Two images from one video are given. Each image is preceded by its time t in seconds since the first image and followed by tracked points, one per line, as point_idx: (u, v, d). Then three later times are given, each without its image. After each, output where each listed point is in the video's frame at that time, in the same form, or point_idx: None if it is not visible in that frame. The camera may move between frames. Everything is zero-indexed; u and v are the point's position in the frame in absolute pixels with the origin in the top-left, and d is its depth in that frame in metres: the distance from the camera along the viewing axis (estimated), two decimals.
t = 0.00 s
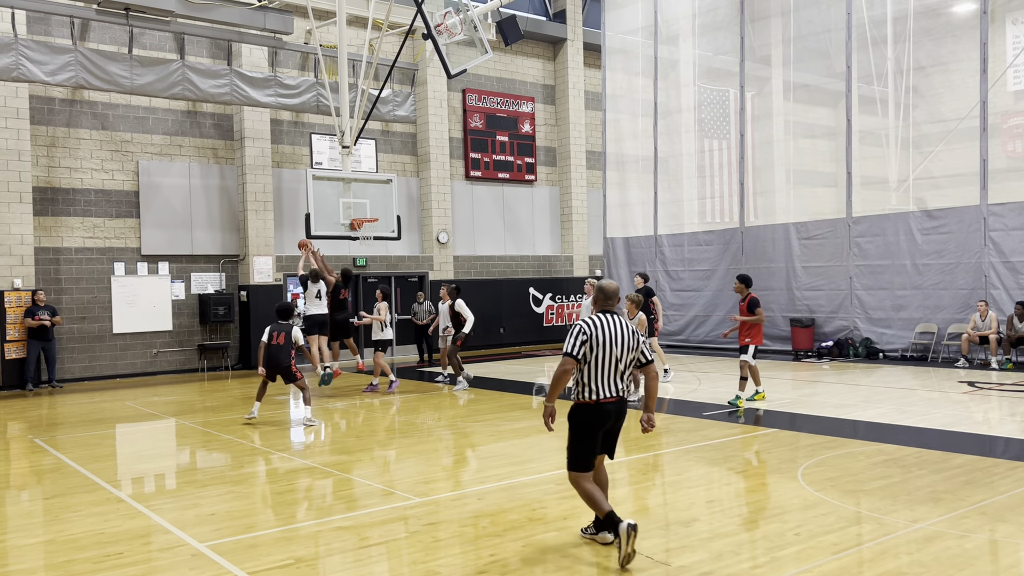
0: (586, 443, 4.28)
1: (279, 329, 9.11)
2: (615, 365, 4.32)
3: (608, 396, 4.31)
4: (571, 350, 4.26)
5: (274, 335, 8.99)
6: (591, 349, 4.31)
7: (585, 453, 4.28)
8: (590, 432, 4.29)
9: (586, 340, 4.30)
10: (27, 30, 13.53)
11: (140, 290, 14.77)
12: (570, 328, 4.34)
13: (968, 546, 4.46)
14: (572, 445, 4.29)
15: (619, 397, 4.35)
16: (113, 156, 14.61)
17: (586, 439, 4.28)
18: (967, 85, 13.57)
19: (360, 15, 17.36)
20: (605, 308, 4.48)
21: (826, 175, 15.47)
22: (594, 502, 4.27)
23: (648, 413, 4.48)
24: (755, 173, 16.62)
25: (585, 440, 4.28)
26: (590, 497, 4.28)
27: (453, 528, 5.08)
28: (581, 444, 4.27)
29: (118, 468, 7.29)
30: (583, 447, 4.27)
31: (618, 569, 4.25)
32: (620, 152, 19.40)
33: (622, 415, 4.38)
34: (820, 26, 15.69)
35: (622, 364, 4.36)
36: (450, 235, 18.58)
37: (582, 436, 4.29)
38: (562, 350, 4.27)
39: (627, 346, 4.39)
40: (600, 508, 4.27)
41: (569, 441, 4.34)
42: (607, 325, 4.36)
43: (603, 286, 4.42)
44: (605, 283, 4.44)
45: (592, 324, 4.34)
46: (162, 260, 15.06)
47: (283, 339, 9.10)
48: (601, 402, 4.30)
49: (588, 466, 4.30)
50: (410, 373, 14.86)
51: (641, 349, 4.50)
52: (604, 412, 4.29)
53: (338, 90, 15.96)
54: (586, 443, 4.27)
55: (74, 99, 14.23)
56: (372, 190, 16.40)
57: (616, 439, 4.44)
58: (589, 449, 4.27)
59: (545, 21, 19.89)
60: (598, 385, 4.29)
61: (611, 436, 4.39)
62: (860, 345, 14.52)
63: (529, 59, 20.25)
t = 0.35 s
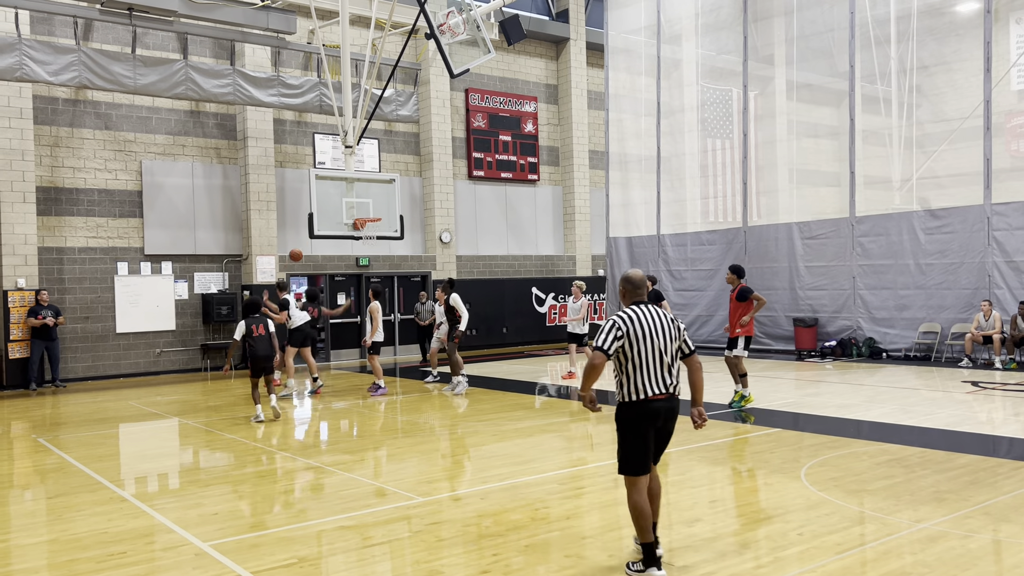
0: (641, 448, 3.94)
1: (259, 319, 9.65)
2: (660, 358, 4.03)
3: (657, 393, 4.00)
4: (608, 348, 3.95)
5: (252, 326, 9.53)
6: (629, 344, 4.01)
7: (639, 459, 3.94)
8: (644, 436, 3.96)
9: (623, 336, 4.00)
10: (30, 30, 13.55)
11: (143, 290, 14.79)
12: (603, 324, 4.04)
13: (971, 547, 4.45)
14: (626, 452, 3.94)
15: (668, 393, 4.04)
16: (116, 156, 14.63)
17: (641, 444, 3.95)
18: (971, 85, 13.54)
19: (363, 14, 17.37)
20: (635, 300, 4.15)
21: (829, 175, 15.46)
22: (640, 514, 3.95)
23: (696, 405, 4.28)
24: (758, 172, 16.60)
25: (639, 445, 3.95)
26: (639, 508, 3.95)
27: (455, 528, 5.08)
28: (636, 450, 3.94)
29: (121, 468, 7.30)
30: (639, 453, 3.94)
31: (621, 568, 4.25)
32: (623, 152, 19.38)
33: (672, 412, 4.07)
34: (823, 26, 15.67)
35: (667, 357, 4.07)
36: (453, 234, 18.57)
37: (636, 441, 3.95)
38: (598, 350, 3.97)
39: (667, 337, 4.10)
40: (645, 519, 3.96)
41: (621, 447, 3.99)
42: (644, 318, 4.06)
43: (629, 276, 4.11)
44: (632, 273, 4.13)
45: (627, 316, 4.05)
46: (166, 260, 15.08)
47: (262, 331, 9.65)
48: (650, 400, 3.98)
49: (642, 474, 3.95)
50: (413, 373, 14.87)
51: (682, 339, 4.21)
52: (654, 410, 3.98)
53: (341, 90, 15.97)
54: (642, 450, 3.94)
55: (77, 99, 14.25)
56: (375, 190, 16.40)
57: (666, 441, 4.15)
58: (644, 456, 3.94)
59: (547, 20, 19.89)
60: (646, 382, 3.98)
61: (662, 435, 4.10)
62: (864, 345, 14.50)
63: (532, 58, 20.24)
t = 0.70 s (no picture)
0: (683, 456, 3.81)
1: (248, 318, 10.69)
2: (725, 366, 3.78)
3: (718, 403, 3.74)
4: (678, 353, 3.70)
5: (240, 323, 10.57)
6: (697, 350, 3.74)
7: (680, 468, 3.83)
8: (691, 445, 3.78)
9: (693, 339, 3.73)
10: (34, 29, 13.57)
11: (146, 289, 14.81)
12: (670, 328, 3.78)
13: (975, 546, 4.44)
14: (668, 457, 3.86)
15: (729, 402, 3.77)
16: (120, 154, 14.65)
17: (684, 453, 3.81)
18: (975, 83, 13.51)
19: (366, 13, 17.38)
20: (693, 305, 4.01)
21: (833, 174, 15.43)
22: (667, 520, 3.89)
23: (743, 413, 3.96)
24: (762, 171, 16.58)
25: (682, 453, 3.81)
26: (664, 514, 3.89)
27: (459, 527, 5.08)
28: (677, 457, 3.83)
29: (124, 466, 7.31)
30: (681, 462, 3.82)
31: (624, 567, 4.24)
32: (626, 151, 19.36)
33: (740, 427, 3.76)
34: (826, 24, 15.64)
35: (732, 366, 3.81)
36: (456, 233, 18.58)
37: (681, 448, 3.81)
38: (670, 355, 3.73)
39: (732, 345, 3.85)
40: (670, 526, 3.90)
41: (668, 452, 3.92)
42: (711, 322, 3.82)
43: (687, 281, 4.01)
44: (689, 277, 4.03)
45: (694, 320, 3.80)
46: (168, 259, 15.09)
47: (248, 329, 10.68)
48: (710, 410, 3.74)
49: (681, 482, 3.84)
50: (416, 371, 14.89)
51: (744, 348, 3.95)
52: (713, 422, 3.72)
53: (344, 89, 15.98)
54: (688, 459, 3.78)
55: (81, 98, 14.26)
56: (378, 188, 16.41)
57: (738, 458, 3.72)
58: (690, 465, 3.81)
59: (551, 19, 19.89)
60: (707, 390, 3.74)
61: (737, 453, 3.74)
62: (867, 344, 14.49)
63: (535, 57, 20.22)
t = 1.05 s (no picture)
0: (757, 463, 3.34)
1: (245, 312, 11.01)
2: (788, 365, 3.43)
3: (783, 403, 3.38)
4: (736, 349, 3.33)
5: (234, 316, 10.93)
6: (759, 346, 3.38)
7: (753, 477, 3.34)
8: (763, 450, 3.35)
9: (754, 334, 3.37)
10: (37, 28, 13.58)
11: (150, 287, 14.84)
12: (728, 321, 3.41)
13: (978, 545, 4.43)
14: (738, 466, 3.36)
15: (794, 403, 3.42)
16: (123, 153, 14.67)
17: (758, 459, 3.34)
18: (978, 81, 13.47)
19: (369, 12, 17.37)
20: (759, 297, 3.54)
21: (836, 172, 15.41)
22: (757, 540, 3.32)
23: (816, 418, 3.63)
24: (765, 170, 16.56)
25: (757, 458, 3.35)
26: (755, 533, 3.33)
27: (461, 525, 5.08)
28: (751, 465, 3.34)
29: (127, 464, 7.32)
30: (756, 469, 3.34)
31: (626, 565, 4.25)
32: (629, 149, 19.36)
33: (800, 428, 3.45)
34: (829, 22, 15.60)
35: (795, 364, 3.46)
36: (458, 231, 18.58)
37: (752, 453, 3.35)
38: (727, 351, 3.35)
39: (798, 339, 3.48)
40: (766, 546, 3.32)
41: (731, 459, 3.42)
42: (776, 315, 3.45)
43: (753, 269, 3.54)
44: (754, 266, 3.57)
45: (755, 312, 3.42)
46: (171, 257, 15.11)
47: (243, 324, 10.98)
48: (775, 411, 3.37)
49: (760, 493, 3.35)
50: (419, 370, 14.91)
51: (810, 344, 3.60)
52: (780, 423, 3.36)
53: (347, 87, 15.96)
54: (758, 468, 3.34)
55: (84, 97, 14.27)
56: (381, 187, 16.43)
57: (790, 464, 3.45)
58: (764, 474, 3.35)
59: (553, 17, 19.87)
60: (772, 390, 3.36)
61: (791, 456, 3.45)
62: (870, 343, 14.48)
63: (538, 55, 20.22)
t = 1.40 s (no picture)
0: (835, 486, 3.04)
1: (248, 310, 11.12)
2: (847, 373, 3.10)
3: (846, 415, 3.07)
4: (772, 366, 3.10)
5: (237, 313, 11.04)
6: (804, 358, 3.12)
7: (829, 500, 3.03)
8: (835, 470, 3.04)
9: (794, 349, 3.11)
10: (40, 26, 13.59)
11: (152, 285, 14.86)
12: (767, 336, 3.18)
13: (981, 544, 4.42)
14: (819, 492, 3.05)
15: (860, 414, 3.10)
16: (125, 151, 14.67)
17: (831, 481, 3.04)
18: (981, 79, 13.44)
19: (371, 10, 17.34)
20: (804, 304, 3.31)
21: (838, 170, 15.38)
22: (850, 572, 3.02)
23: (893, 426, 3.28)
24: (767, 168, 16.53)
25: (834, 481, 3.04)
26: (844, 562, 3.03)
27: (464, 523, 5.08)
28: (830, 490, 3.03)
29: (130, 462, 7.33)
30: (831, 493, 3.04)
31: (628, 564, 4.25)
32: (631, 148, 19.37)
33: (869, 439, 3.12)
34: (832, 20, 15.57)
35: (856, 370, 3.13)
36: (461, 230, 18.58)
37: (825, 474, 3.05)
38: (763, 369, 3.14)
39: (855, 344, 3.16)
40: None
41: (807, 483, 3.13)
42: (825, 322, 3.15)
43: (794, 275, 3.33)
44: (797, 272, 3.35)
45: (799, 322, 3.15)
46: (174, 255, 15.12)
47: (246, 321, 11.09)
48: (834, 424, 3.06)
49: (844, 520, 3.04)
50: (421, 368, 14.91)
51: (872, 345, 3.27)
52: (845, 437, 3.05)
53: (349, 85, 15.96)
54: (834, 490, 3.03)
55: (87, 95, 14.28)
56: (382, 185, 16.71)
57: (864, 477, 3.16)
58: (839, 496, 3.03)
59: (556, 16, 19.83)
60: (828, 402, 3.07)
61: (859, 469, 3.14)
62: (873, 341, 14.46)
63: (539, 53, 20.20)
